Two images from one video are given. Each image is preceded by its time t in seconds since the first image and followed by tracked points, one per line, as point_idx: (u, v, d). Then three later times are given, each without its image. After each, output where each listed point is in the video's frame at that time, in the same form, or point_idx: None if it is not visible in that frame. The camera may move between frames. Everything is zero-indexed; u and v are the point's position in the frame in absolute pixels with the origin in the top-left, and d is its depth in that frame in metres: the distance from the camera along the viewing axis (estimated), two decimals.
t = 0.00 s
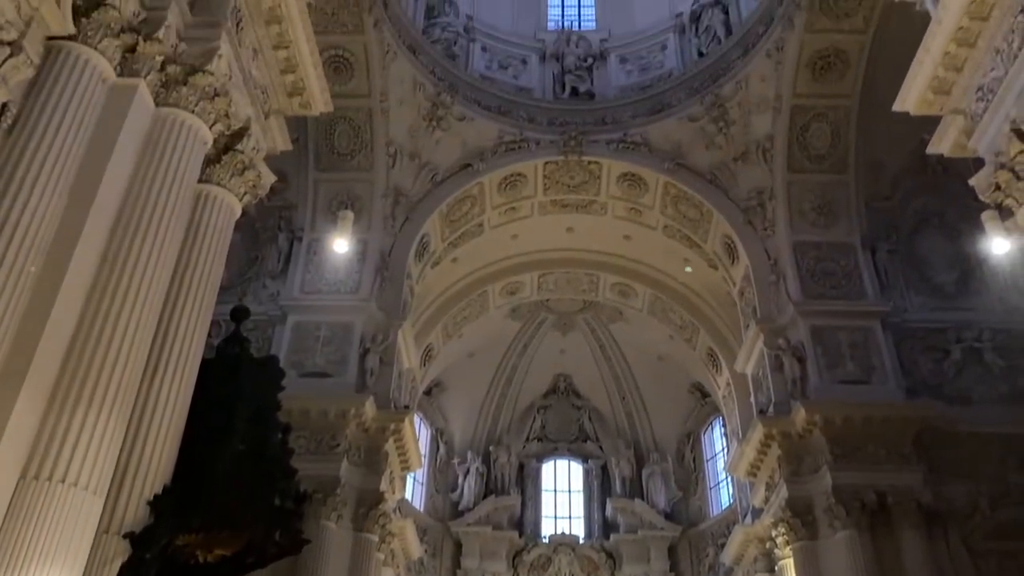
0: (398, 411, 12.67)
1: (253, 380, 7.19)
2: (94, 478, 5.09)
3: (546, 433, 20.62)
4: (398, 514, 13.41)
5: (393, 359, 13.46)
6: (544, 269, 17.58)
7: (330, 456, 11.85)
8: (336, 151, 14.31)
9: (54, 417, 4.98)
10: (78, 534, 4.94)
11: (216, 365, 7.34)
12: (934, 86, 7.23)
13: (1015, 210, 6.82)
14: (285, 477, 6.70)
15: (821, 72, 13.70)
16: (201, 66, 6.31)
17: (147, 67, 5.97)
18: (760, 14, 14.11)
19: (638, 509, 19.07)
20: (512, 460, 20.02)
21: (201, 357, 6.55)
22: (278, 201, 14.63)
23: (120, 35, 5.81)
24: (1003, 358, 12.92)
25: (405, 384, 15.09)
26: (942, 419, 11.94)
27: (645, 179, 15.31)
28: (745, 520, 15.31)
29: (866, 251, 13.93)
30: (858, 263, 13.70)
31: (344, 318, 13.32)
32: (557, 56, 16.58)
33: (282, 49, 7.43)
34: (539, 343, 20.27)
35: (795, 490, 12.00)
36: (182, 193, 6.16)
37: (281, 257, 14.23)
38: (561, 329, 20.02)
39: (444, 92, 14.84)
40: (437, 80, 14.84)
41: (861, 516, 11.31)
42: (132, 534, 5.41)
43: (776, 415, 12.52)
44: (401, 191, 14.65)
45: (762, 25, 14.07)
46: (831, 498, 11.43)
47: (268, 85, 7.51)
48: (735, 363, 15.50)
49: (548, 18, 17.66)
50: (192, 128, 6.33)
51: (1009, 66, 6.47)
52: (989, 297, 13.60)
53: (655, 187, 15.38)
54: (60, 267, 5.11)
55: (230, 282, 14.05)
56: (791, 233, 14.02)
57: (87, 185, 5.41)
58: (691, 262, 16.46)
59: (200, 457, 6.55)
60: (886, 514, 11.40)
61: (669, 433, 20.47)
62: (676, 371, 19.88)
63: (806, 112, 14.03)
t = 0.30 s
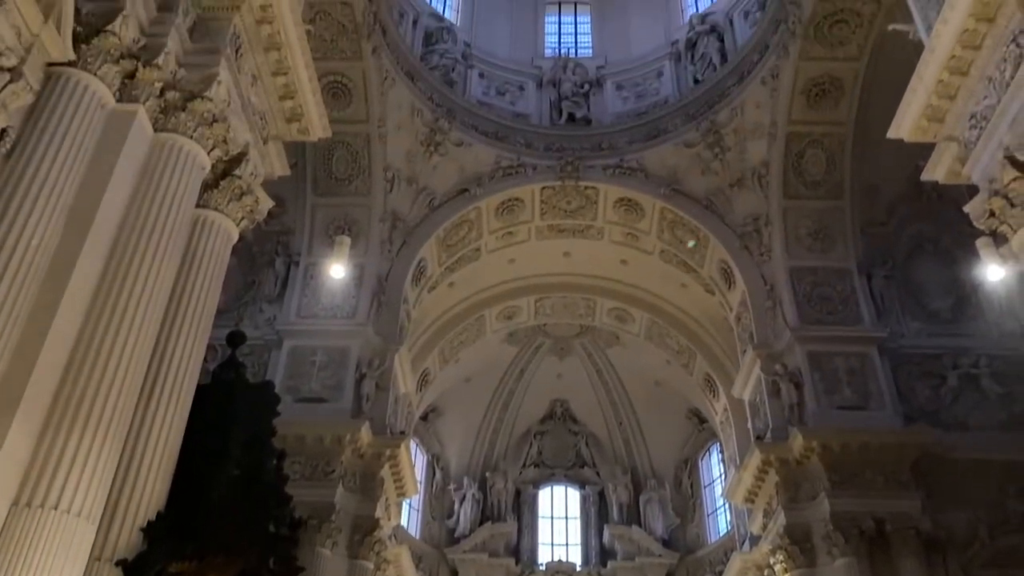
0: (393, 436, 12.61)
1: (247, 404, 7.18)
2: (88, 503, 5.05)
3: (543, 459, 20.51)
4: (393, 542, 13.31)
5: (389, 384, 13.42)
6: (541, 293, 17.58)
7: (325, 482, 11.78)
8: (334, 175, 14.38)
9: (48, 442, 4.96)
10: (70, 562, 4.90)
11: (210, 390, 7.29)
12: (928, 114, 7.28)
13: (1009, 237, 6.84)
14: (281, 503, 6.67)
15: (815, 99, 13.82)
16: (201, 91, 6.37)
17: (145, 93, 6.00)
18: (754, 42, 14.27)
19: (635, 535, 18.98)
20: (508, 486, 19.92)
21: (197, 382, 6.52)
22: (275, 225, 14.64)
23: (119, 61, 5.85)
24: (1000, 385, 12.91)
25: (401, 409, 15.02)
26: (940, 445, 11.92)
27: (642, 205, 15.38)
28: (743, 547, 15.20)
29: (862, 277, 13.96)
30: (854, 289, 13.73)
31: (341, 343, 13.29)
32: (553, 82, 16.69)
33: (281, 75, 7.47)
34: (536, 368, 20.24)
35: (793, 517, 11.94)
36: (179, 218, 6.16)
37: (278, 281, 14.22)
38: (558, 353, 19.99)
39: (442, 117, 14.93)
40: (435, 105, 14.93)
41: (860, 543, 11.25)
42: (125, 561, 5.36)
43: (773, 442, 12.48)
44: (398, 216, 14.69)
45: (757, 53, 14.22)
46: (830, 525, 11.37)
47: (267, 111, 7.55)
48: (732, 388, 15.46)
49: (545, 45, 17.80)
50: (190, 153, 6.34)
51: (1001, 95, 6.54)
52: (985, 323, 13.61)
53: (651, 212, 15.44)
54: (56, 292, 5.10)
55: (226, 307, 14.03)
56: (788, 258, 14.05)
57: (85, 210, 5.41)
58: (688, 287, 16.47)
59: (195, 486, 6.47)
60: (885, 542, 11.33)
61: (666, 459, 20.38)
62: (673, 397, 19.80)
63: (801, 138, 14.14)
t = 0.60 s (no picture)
0: (389, 461, 12.56)
1: (242, 431, 7.10)
2: (81, 525, 5.02)
3: (540, 484, 20.44)
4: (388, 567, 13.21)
5: (385, 408, 13.37)
6: (538, 316, 17.58)
7: (320, 506, 11.70)
8: (332, 198, 14.42)
9: (43, 462, 4.94)
10: None
11: (204, 414, 7.25)
12: (923, 139, 7.31)
13: (1004, 261, 6.85)
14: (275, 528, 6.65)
15: (811, 124, 13.92)
16: (199, 115, 6.38)
17: (144, 116, 6.03)
18: (750, 67, 14.38)
19: (631, 560, 18.93)
20: (505, 511, 19.88)
21: (192, 405, 6.50)
22: (272, 248, 14.64)
23: (118, 85, 5.88)
24: (998, 409, 12.89)
25: (397, 433, 14.97)
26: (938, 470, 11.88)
27: (639, 229, 15.42)
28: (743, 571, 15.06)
29: (859, 301, 13.98)
30: (851, 314, 13.74)
31: (337, 366, 13.25)
32: (551, 107, 16.79)
33: (280, 99, 7.48)
34: (533, 391, 20.18)
35: (791, 542, 11.88)
36: (177, 240, 6.17)
37: (274, 304, 14.19)
38: (555, 377, 19.96)
39: (439, 141, 14.98)
40: (433, 129, 15.00)
41: (858, 569, 11.19)
42: None
43: (771, 466, 12.44)
44: (395, 239, 14.71)
45: (753, 78, 14.32)
46: (829, 551, 11.33)
47: (265, 135, 7.57)
48: (730, 412, 15.42)
49: (542, 70, 17.92)
50: (187, 176, 6.36)
51: (995, 121, 6.58)
52: (982, 347, 13.60)
53: (648, 236, 15.48)
54: (53, 313, 5.10)
55: (222, 329, 13.99)
56: (785, 282, 14.08)
57: (82, 231, 5.42)
58: (685, 311, 16.47)
59: (187, 512, 6.40)
60: (884, 568, 11.26)
61: (664, 484, 20.28)
62: (671, 420, 19.68)
63: (796, 163, 14.22)
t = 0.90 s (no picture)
0: (385, 484, 12.48)
1: (235, 459, 7.00)
2: (73, 550, 4.98)
3: (537, 508, 20.33)
4: None
5: (382, 430, 13.30)
6: (535, 339, 17.56)
7: (315, 529, 11.61)
8: (329, 220, 14.45)
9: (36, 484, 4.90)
10: None
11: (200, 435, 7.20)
12: (918, 163, 7.34)
13: (1001, 284, 6.87)
14: (271, 550, 6.75)
15: (807, 147, 14.00)
16: (196, 138, 6.39)
17: (143, 138, 6.04)
18: (746, 91, 14.46)
19: None
20: (501, 535, 19.78)
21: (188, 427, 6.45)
22: (269, 269, 14.61)
23: (117, 108, 5.90)
24: (996, 432, 12.86)
25: (393, 457, 14.89)
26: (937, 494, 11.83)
27: (636, 250, 15.44)
28: None
29: (856, 324, 13.98)
30: (848, 336, 13.74)
31: (334, 389, 13.19)
32: (548, 129, 16.87)
33: (278, 121, 7.49)
34: (530, 414, 20.13)
35: (790, 566, 11.81)
36: (173, 260, 6.16)
37: (271, 325, 14.15)
38: (553, 400, 19.93)
39: (437, 163, 15.01)
40: (430, 151, 15.05)
41: None
42: None
43: (768, 490, 12.39)
44: (392, 261, 14.72)
45: (748, 101, 14.40)
46: None
47: (263, 158, 7.59)
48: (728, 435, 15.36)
49: (539, 94, 18.01)
50: (184, 198, 6.36)
51: (990, 145, 6.62)
52: (980, 371, 13.59)
53: (645, 258, 15.50)
54: (48, 334, 5.09)
55: (217, 351, 13.94)
56: (782, 304, 14.09)
57: (79, 252, 5.42)
58: (682, 333, 16.46)
59: (179, 535, 6.36)
60: None
61: (662, 508, 20.16)
62: (668, 444, 19.61)
63: (793, 186, 14.28)
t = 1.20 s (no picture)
0: (381, 506, 12.42)
1: (232, 478, 6.99)
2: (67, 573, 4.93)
3: (535, 531, 20.24)
4: None
5: (378, 452, 13.25)
6: (533, 360, 17.53)
7: (310, 552, 11.54)
8: (326, 242, 14.47)
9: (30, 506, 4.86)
10: None
11: (194, 457, 7.17)
12: (914, 186, 7.37)
13: (997, 307, 6.88)
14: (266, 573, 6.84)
15: (803, 170, 14.07)
16: (195, 159, 6.41)
17: (141, 160, 6.05)
18: (742, 114, 14.55)
19: None
20: (498, 558, 19.74)
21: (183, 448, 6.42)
22: (266, 289, 14.60)
23: (115, 129, 5.92)
24: (994, 455, 12.84)
25: (389, 479, 14.82)
26: (936, 516, 11.78)
27: (633, 272, 15.46)
28: None
29: (853, 346, 13.98)
30: (845, 358, 13.74)
31: (330, 410, 13.15)
32: (545, 151, 16.94)
33: (276, 143, 7.51)
34: (528, 436, 20.05)
35: None
36: (171, 281, 6.16)
37: (268, 346, 14.11)
38: (550, 422, 19.88)
39: (435, 184, 15.05)
40: (428, 173, 15.10)
41: None
42: None
43: (766, 512, 12.34)
44: (389, 281, 14.72)
45: (745, 124, 14.48)
46: None
47: (261, 179, 7.60)
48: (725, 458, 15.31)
49: (537, 116, 18.11)
50: (182, 219, 6.37)
51: (985, 168, 6.66)
52: (977, 393, 13.58)
53: (642, 279, 15.51)
54: (44, 356, 5.07)
55: (214, 372, 13.90)
56: (779, 326, 14.10)
57: (76, 272, 5.41)
58: (679, 355, 16.45)
59: (175, 559, 6.35)
60: None
61: (659, 530, 20.08)
62: (666, 467, 19.52)
63: (789, 208, 14.34)
